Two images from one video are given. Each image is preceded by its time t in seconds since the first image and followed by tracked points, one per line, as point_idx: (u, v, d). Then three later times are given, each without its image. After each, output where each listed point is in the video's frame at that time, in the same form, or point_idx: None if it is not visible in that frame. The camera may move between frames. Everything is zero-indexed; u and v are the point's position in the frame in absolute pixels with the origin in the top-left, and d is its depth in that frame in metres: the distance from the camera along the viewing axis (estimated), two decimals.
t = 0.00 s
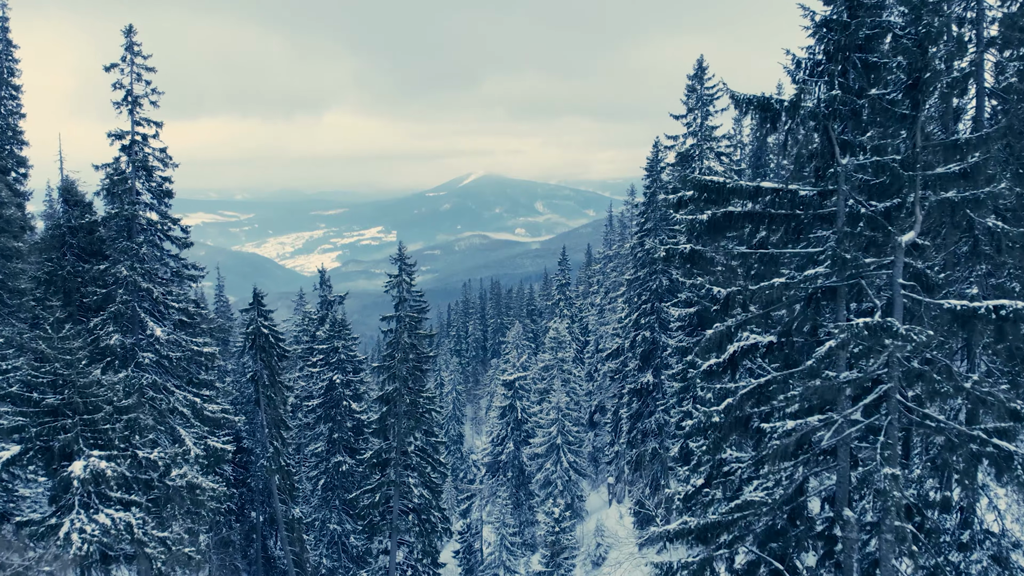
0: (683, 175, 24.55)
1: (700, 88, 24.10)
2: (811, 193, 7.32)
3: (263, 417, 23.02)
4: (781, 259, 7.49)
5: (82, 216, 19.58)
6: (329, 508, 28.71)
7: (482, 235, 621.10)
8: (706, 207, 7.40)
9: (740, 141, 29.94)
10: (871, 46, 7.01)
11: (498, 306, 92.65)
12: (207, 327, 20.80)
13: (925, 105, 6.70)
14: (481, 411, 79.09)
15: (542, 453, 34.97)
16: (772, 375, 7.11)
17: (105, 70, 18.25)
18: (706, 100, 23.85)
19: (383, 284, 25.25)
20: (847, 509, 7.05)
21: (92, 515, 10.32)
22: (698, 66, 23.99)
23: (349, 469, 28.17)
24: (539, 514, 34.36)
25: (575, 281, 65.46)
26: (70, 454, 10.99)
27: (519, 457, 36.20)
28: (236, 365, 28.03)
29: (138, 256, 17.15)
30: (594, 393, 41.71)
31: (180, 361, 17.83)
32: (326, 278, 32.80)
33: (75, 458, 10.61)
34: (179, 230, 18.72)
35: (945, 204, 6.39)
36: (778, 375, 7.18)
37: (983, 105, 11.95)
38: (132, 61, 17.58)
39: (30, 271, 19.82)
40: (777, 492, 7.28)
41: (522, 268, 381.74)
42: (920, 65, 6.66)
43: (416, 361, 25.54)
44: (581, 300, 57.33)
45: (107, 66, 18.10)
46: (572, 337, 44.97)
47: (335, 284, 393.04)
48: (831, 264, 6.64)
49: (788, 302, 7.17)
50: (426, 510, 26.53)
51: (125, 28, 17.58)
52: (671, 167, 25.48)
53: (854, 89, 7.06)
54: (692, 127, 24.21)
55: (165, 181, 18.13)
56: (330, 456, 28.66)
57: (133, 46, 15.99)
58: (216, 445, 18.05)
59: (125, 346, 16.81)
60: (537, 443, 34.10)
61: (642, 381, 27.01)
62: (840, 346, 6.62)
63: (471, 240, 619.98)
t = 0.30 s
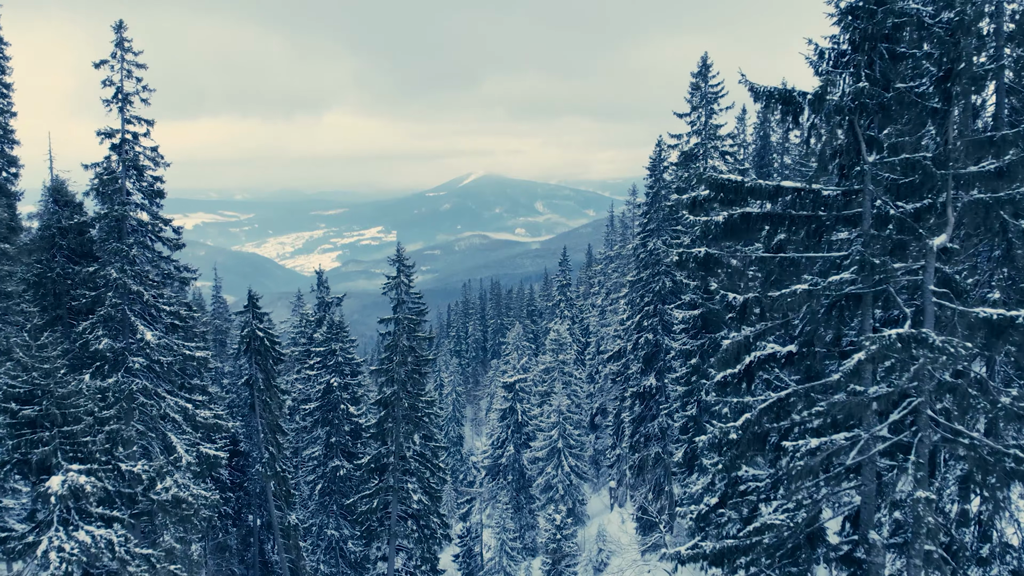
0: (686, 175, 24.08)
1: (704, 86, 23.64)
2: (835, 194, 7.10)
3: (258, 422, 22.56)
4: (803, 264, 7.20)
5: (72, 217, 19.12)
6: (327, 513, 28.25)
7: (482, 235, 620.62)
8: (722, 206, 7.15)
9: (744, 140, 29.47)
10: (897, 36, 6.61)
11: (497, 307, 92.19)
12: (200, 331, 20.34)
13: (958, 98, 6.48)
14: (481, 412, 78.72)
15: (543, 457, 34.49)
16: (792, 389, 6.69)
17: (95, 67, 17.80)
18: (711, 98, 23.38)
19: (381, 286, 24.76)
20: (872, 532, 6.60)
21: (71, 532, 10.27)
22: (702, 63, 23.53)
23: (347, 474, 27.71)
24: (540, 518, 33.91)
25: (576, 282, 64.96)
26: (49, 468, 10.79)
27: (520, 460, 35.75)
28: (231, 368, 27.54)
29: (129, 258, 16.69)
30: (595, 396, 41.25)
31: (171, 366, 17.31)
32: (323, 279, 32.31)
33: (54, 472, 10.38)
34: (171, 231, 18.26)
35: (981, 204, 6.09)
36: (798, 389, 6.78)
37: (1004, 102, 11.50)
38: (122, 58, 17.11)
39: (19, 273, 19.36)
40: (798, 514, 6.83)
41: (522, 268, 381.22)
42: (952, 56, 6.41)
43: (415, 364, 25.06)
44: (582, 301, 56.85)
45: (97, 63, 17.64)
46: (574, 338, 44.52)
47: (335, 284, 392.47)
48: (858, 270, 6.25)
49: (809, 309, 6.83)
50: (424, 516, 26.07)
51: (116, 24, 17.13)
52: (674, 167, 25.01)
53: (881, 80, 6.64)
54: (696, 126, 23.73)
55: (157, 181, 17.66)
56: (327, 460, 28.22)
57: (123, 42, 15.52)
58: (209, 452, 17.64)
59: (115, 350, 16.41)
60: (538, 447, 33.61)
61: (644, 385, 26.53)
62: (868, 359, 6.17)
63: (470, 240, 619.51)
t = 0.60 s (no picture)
0: (690, 175, 23.62)
1: (709, 83, 23.17)
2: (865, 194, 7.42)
3: (254, 427, 22.08)
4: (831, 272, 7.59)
5: (60, 218, 18.61)
6: (324, 519, 27.76)
7: (482, 235, 620.28)
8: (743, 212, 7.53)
9: (748, 139, 28.98)
10: (932, 24, 6.57)
11: (497, 307, 91.62)
12: (194, 334, 19.85)
13: (997, 92, 6.33)
14: (481, 413, 78.17)
15: (544, 461, 33.99)
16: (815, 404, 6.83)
17: (83, 64, 17.30)
18: (716, 96, 22.91)
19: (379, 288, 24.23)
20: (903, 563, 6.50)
21: (47, 553, 10.60)
22: (706, 61, 23.06)
23: (345, 479, 27.26)
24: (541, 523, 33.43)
25: (577, 282, 64.28)
26: (24, 484, 10.88)
27: (520, 463, 35.25)
28: (227, 371, 27.05)
29: (119, 260, 16.19)
30: (597, 398, 40.77)
31: (161, 372, 16.73)
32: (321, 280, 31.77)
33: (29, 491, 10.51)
34: (162, 233, 17.77)
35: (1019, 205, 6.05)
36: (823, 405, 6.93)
37: None
38: (111, 54, 16.59)
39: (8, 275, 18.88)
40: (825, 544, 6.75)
41: (522, 268, 380.57)
42: (991, 45, 6.26)
43: (413, 368, 24.54)
44: (583, 302, 56.26)
45: (85, 60, 17.16)
46: (574, 340, 43.98)
47: (335, 284, 392.00)
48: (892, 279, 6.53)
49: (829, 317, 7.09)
50: (423, 522, 25.56)
51: (104, 18, 16.62)
52: (678, 166, 24.51)
53: (916, 72, 6.69)
54: (700, 125, 23.26)
55: (147, 181, 17.16)
56: (324, 465, 27.77)
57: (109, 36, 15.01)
58: (201, 459, 17.15)
59: (104, 356, 15.93)
60: (539, 451, 33.12)
61: (648, 388, 25.98)
62: (906, 376, 6.01)
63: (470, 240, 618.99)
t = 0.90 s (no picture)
0: (695, 175, 23.08)
1: (714, 81, 22.66)
2: (903, 197, 7.41)
3: (249, 433, 21.56)
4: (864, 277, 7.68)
5: (48, 219, 18.09)
6: (321, 526, 27.23)
7: (482, 235, 619.52)
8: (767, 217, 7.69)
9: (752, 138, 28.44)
10: (971, 11, 6.69)
11: (497, 308, 91.03)
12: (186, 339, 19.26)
13: None
14: (481, 415, 77.63)
15: (545, 466, 33.46)
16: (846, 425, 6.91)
17: (71, 60, 16.79)
18: (721, 94, 22.36)
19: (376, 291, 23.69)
20: None
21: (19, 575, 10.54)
22: (712, 57, 22.53)
23: (342, 484, 26.75)
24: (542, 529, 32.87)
25: (577, 283, 63.60)
26: None
27: (520, 468, 34.70)
28: (221, 375, 26.51)
29: (107, 263, 15.68)
30: (598, 401, 40.28)
31: (150, 379, 16.17)
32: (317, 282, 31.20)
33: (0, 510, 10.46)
34: (152, 234, 17.26)
35: None
36: (854, 426, 6.98)
37: None
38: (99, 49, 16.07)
39: None
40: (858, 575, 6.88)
41: (522, 268, 379.69)
42: None
43: (412, 372, 24.04)
44: (583, 303, 55.62)
45: (71, 56, 16.62)
46: (575, 342, 43.36)
47: (334, 285, 391.18)
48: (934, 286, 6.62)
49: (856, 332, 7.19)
50: (422, 530, 25.02)
51: (92, 13, 16.11)
52: (682, 166, 23.97)
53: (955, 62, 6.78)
54: (705, 123, 22.73)
55: (136, 181, 16.64)
56: (321, 471, 27.27)
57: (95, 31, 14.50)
58: (191, 468, 16.60)
59: (91, 361, 15.39)
60: (539, 455, 32.61)
61: (651, 393, 25.44)
62: (954, 399, 5.86)
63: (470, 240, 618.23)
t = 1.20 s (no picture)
0: (700, 174, 22.56)
1: (720, 78, 22.11)
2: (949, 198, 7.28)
3: (243, 440, 21.09)
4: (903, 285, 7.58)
5: (36, 219, 17.55)
6: (318, 532, 26.75)
7: (482, 235, 618.73)
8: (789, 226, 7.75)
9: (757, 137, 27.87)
10: None
11: (497, 308, 90.35)
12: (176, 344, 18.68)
13: None
14: (482, 416, 77.12)
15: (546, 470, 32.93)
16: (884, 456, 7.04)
17: (55, 56, 16.22)
18: (727, 91, 21.83)
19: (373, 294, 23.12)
20: None
21: None
22: (718, 54, 22.00)
23: (340, 490, 26.25)
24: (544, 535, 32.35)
25: (578, 284, 62.86)
26: None
27: (521, 472, 34.15)
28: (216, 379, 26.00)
29: (94, 266, 15.16)
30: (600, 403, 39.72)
31: (139, 386, 15.66)
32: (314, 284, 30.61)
33: None
34: (141, 236, 16.73)
35: None
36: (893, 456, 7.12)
37: None
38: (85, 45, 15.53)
39: None
40: None
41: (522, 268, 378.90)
42: None
43: (411, 376, 23.48)
44: (585, 304, 54.94)
45: (57, 52, 16.10)
46: (576, 344, 42.74)
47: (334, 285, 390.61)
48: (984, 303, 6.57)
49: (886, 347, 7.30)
50: (420, 538, 24.45)
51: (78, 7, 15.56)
52: (687, 165, 23.43)
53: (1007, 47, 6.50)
54: (711, 121, 22.17)
55: (124, 181, 16.11)
56: (318, 476, 26.79)
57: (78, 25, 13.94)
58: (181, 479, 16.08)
59: (77, 368, 14.89)
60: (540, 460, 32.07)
61: (654, 398, 24.91)
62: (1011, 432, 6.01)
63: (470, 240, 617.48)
